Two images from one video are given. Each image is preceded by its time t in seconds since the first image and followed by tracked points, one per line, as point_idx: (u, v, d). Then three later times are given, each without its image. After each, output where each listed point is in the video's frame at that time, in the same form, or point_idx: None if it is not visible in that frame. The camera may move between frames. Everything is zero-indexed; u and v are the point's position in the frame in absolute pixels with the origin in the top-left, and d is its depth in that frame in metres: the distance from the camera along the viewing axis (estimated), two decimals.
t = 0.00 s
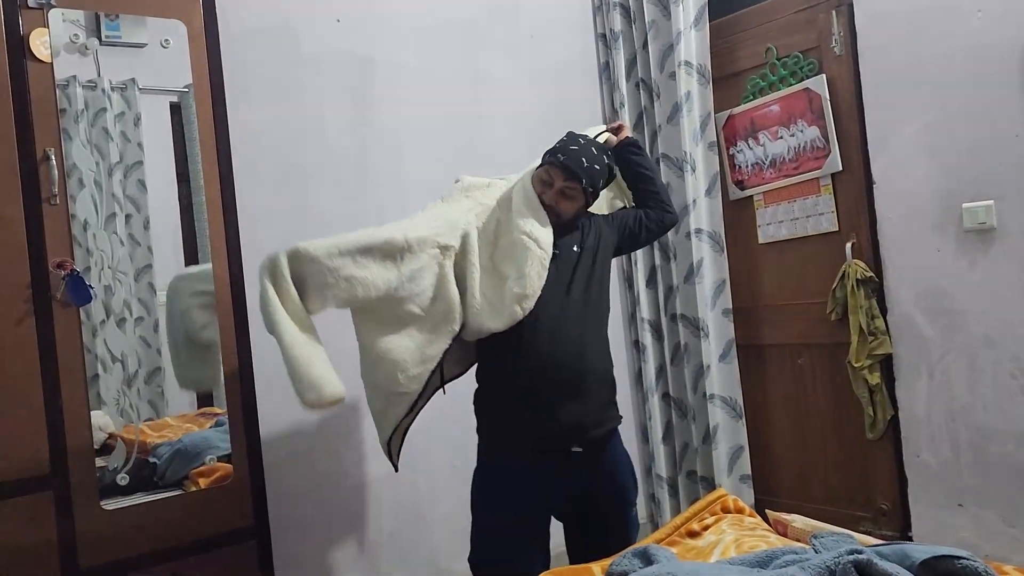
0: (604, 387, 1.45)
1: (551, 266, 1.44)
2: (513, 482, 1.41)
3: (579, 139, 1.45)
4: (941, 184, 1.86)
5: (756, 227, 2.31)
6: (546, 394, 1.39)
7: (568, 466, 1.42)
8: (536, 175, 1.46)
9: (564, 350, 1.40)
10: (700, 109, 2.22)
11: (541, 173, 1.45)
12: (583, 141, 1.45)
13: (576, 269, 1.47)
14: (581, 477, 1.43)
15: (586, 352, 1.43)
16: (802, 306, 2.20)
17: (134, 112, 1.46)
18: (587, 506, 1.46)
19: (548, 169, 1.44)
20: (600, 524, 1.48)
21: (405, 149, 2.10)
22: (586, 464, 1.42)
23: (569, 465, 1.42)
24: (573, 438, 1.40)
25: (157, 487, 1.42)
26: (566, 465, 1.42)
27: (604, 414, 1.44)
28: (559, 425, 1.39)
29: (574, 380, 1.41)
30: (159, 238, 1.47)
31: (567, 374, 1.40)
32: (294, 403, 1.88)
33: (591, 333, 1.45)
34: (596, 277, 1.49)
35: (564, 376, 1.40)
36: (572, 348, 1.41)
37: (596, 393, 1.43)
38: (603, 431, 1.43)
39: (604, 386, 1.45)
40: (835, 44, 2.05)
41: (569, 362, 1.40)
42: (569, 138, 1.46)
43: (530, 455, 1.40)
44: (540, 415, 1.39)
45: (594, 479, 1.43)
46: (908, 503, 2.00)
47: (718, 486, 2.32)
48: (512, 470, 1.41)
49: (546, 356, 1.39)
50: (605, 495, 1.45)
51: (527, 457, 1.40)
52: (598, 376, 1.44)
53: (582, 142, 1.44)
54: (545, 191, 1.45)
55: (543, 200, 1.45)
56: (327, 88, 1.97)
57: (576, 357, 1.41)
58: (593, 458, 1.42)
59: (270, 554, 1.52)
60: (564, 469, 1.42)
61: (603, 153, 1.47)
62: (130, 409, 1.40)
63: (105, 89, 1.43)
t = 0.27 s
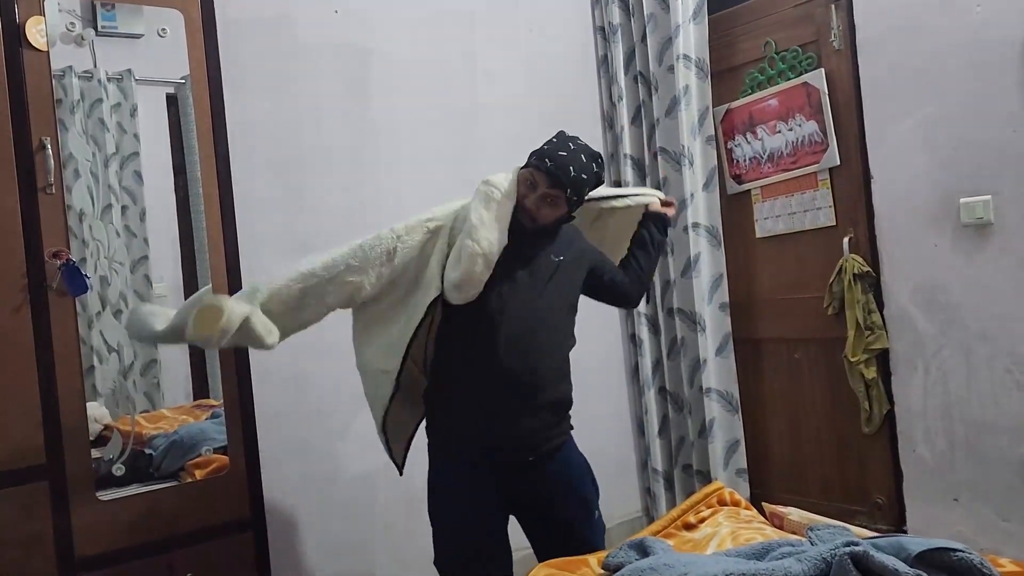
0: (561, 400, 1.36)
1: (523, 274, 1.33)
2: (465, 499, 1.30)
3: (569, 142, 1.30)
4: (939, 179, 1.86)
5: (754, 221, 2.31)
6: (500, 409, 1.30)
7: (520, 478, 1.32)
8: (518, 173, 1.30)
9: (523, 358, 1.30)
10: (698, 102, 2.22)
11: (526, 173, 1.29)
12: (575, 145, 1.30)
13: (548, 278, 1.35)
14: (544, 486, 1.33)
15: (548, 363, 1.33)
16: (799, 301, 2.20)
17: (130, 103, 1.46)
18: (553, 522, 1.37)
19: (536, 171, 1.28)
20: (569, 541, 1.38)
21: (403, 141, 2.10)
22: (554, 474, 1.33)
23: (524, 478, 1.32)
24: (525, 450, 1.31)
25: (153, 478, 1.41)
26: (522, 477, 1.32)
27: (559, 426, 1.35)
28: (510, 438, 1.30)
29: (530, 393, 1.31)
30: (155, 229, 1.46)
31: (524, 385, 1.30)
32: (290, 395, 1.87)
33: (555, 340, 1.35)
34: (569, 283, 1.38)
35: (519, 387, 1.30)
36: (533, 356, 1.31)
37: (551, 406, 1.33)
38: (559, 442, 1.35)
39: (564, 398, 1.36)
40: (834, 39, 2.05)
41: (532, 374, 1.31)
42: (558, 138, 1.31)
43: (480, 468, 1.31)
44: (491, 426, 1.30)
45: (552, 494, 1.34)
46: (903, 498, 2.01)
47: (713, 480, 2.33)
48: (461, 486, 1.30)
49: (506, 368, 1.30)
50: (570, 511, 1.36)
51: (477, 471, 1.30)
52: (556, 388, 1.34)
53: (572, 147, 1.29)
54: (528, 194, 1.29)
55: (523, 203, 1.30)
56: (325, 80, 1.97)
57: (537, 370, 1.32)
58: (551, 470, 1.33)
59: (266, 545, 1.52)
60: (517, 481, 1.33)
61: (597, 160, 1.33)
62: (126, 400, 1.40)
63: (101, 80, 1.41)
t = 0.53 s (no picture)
0: (531, 398, 1.29)
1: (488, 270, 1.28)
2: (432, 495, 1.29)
3: (527, 135, 1.23)
4: (941, 175, 1.86)
5: (754, 216, 2.31)
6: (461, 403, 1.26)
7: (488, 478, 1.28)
8: (481, 172, 1.27)
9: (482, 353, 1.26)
10: (700, 98, 2.22)
11: (487, 176, 1.26)
12: (534, 138, 1.23)
13: (513, 273, 1.30)
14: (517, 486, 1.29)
15: (513, 360, 1.27)
16: (800, 297, 2.21)
17: (131, 95, 1.46)
18: (531, 520, 1.32)
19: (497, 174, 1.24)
20: (549, 539, 1.33)
21: (404, 133, 2.10)
22: (531, 473, 1.28)
23: (491, 478, 1.28)
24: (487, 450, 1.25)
25: (152, 470, 1.42)
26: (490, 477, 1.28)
27: (529, 425, 1.29)
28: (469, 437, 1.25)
29: (493, 389, 1.26)
30: (156, 221, 1.47)
31: (485, 382, 1.25)
32: (290, 388, 1.87)
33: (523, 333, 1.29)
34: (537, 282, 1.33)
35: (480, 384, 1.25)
36: (493, 350, 1.26)
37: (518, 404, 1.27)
38: (530, 442, 1.28)
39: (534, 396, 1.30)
40: (837, 33, 2.04)
41: (495, 369, 1.26)
42: (516, 132, 1.24)
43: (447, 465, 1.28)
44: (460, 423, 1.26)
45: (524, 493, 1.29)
46: (902, 493, 2.01)
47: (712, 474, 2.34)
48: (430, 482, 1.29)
49: (468, 361, 1.26)
50: (545, 510, 1.30)
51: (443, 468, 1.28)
52: (525, 384, 1.28)
53: (530, 141, 1.23)
54: (492, 195, 1.26)
55: (489, 207, 1.27)
56: (326, 72, 1.97)
57: (498, 365, 1.26)
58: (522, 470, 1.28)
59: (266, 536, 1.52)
60: (485, 481, 1.28)
61: (558, 147, 1.26)
62: (127, 392, 1.39)
63: (102, 71, 1.41)
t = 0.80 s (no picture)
0: (526, 396, 1.29)
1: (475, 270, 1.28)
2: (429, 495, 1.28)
3: (485, 121, 1.23)
4: (941, 173, 1.86)
5: (755, 213, 2.31)
6: (452, 407, 1.26)
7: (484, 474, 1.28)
8: (448, 171, 1.26)
9: (473, 355, 1.26)
10: (701, 94, 2.22)
11: (456, 172, 1.25)
12: (492, 122, 1.23)
13: (500, 270, 1.29)
14: (514, 483, 1.28)
15: (505, 359, 1.27)
16: (800, 294, 2.21)
17: (132, 90, 1.46)
18: (528, 515, 1.31)
19: (466, 165, 1.23)
20: (547, 535, 1.32)
21: (404, 129, 2.10)
22: (528, 471, 1.28)
23: (486, 475, 1.28)
24: (483, 445, 1.26)
25: (152, 463, 1.42)
26: (486, 474, 1.28)
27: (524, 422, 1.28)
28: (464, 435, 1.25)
29: (487, 388, 1.26)
30: (156, 216, 1.48)
31: (478, 379, 1.26)
32: (289, 382, 1.88)
33: (514, 334, 1.29)
34: (523, 269, 1.31)
35: (475, 384, 1.25)
36: (487, 351, 1.26)
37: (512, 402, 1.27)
38: (524, 438, 1.28)
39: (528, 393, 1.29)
40: (838, 30, 2.04)
41: (488, 369, 1.26)
42: (471, 119, 1.24)
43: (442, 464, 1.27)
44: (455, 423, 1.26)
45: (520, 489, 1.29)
46: (900, 490, 2.01)
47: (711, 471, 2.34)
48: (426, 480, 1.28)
49: (459, 365, 1.26)
50: (542, 505, 1.30)
51: (439, 466, 1.27)
52: (520, 384, 1.28)
53: (490, 126, 1.22)
54: (466, 188, 1.25)
55: (468, 201, 1.26)
56: (326, 68, 1.96)
57: (491, 365, 1.26)
58: (517, 466, 1.28)
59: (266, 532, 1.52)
60: (481, 478, 1.28)
61: (517, 125, 1.26)
62: (127, 385, 1.41)
63: (103, 66, 1.42)
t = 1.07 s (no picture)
0: (526, 393, 1.29)
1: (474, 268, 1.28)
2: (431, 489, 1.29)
3: (479, 116, 1.24)
4: (941, 171, 1.86)
5: (754, 210, 2.31)
6: (455, 404, 1.26)
7: (486, 470, 1.28)
8: (444, 169, 1.26)
9: (475, 353, 1.25)
10: (701, 91, 2.22)
11: (453, 169, 1.25)
12: (487, 116, 1.24)
13: (500, 267, 1.28)
14: (514, 481, 1.29)
15: (507, 356, 1.27)
16: (799, 291, 2.21)
17: (132, 84, 1.46)
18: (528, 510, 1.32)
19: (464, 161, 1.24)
20: (549, 530, 1.32)
21: (404, 124, 2.09)
22: (528, 468, 1.28)
23: (488, 470, 1.28)
24: (486, 442, 1.26)
25: (151, 458, 1.42)
26: (487, 470, 1.28)
27: (526, 418, 1.28)
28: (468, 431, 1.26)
29: (489, 384, 1.26)
30: (157, 210, 1.48)
31: (479, 376, 1.25)
32: (289, 377, 1.88)
33: (516, 332, 1.29)
34: (523, 266, 1.30)
35: (474, 381, 1.26)
36: (487, 349, 1.26)
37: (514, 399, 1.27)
38: (526, 434, 1.28)
39: (529, 389, 1.29)
40: (838, 27, 2.04)
41: (490, 367, 1.26)
42: (464, 114, 1.25)
43: (445, 459, 1.28)
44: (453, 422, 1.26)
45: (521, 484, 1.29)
46: (899, 487, 2.02)
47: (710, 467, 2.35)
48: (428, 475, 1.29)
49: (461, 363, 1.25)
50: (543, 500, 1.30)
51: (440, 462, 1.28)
52: (520, 383, 1.28)
53: (485, 120, 1.23)
54: (465, 183, 1.26)
55: (467, 198, 1.27)
56: (326, 63, 1.96)
57: (494, 362, 1.26)
58: (518, 462, 1.28)
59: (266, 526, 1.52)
60: (483, 473, 1.28)
61: (511, 117, 1.27)
62: (127, 379, 1.41)
63: (103, 60, 1.42)
